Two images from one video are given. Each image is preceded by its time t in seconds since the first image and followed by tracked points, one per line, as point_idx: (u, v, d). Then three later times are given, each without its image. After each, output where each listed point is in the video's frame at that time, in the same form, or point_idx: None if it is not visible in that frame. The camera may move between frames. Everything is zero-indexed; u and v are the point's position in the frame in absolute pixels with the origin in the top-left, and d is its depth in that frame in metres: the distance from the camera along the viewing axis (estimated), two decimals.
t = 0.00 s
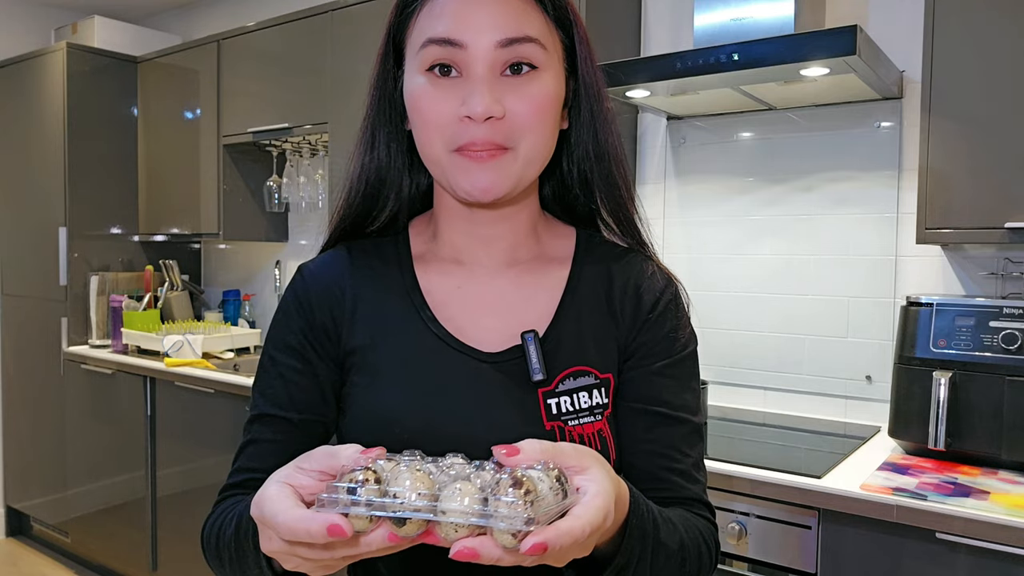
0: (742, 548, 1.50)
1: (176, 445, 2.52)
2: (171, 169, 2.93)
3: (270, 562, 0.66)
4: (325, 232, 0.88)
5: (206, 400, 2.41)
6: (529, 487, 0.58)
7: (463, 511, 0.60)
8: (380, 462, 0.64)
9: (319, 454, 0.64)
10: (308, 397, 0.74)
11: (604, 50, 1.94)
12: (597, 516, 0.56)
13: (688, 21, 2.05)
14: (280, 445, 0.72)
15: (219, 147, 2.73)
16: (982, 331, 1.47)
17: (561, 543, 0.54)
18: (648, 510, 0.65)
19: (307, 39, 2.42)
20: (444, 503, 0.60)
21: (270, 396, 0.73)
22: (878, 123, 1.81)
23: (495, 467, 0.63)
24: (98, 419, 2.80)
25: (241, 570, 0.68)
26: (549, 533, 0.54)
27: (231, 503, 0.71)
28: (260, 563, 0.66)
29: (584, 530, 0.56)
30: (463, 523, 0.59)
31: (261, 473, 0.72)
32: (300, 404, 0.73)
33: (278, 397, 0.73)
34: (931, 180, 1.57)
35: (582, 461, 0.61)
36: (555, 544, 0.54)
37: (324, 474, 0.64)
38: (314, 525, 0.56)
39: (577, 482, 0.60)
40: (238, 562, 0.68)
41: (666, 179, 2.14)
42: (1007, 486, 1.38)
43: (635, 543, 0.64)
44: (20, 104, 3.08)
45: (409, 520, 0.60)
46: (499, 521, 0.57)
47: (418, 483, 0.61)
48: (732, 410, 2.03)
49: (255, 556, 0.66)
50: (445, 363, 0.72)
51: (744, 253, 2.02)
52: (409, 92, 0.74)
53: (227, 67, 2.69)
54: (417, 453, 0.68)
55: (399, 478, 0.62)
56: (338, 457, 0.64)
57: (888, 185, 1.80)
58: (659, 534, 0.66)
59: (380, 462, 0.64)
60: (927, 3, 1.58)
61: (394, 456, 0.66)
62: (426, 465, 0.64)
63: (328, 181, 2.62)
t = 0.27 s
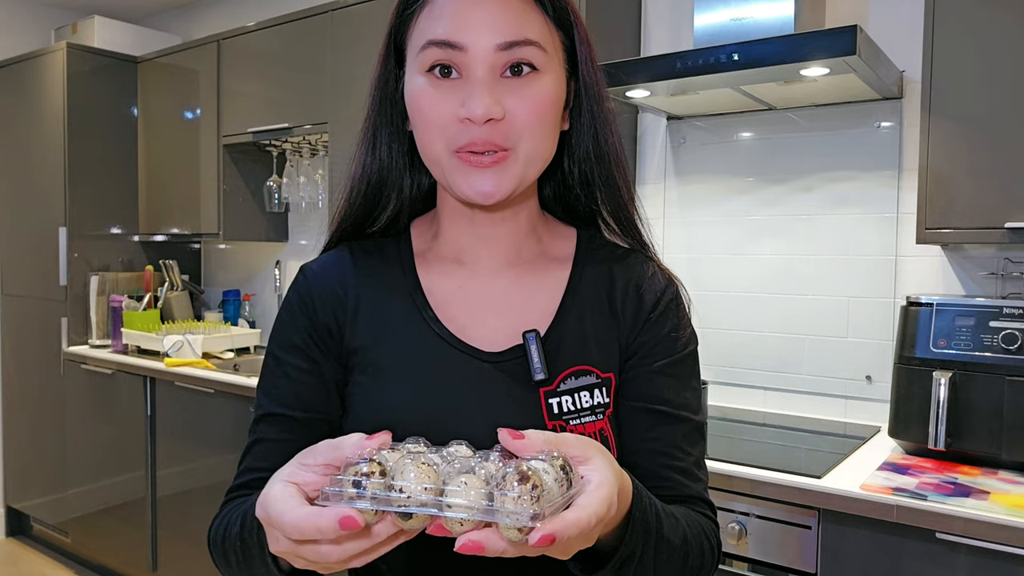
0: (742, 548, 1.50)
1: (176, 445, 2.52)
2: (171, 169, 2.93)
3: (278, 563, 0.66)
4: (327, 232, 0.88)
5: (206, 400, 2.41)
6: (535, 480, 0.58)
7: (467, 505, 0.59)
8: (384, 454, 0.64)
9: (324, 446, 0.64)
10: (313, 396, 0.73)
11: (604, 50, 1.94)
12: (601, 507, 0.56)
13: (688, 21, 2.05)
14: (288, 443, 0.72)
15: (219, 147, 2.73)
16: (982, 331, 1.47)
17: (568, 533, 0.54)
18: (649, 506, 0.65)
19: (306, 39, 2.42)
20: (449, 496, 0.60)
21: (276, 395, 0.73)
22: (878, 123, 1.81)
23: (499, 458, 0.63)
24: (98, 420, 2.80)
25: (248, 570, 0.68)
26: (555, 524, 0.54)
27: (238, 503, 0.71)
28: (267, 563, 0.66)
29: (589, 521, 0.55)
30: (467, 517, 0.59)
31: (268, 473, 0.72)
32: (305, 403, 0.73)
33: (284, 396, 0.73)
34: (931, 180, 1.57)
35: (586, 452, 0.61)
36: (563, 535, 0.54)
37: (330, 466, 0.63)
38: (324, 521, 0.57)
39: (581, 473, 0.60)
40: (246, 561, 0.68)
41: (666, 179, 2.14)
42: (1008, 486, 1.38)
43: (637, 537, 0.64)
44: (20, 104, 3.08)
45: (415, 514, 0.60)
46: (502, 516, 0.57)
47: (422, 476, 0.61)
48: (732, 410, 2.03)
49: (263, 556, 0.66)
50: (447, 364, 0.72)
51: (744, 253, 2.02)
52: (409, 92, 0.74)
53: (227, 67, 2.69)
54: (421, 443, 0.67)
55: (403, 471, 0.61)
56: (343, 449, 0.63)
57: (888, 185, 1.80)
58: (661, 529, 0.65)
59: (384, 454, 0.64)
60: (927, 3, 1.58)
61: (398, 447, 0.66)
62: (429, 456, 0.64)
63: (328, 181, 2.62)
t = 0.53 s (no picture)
0: (742, 548, 1.50)
1: (176, 445, 2.52)
2: (171, 169, 2.93)
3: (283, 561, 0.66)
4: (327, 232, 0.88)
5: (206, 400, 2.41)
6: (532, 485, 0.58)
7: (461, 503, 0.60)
8: (385, 452, 0.63)
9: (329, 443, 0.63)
10: (315, 395, 0.73)
11: (604, 50, 1.94)
12: (595, 514, 0.57)
13: (688, 21, 2.05)
14: (291, 442, 0.72)
15: (219, 147, 2.73)
16: (982, 332, 1.47)
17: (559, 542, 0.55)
18: (647, 506, 0.65)
19: (306, 39, 2.42)
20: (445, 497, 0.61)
21: (279, 395, 0.73)
22: (878, 123, 1.81)
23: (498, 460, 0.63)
24: (98, 420, 2.80)
25: (254, 568, 0.69)
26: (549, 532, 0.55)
27: (244, 503, 0.71)
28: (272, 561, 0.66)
29: (582, 530, 0.56)
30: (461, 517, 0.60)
31: (273, 472, 0.72)
32: (308, 402, 0.73)
33: (286, 395, 0.73)
34: (931, 181, 1.58)
35: (583, 457, 0.60)
36: (554, 539, 0.55)
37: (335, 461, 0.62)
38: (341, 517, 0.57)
39: (578, 478, 0.60)
40: (252, 560, 0.68)
41: (666, 179, 2.14)
42: (1008, 486, 1.38)
43: (635, 537, 0.64)
44: (20, 105, 3.08)
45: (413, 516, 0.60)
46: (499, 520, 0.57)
47: (420, 477, 0.61)
48: (732, 410, 2.03)
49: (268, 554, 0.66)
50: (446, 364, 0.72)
51: (744, 253, 2.02)
52: (409, 95, 0.74)
53: (227, 67, 2.69)
54: (422, 440, 0.67)
55: (402, 470, 0.62)
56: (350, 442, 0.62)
57: (888, 185, 1.80)
58: (658, 528, 0.65)
59: (385, 452, 0.63)
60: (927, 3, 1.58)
61: (399, 445, 0.66)
62: (428, 456, 0.65)
63: (328, 181, 2.62)
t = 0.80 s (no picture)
0: (742, 548, 1.49)
1: (176, 445, 2.52)
2: (171, 169, 2.93)
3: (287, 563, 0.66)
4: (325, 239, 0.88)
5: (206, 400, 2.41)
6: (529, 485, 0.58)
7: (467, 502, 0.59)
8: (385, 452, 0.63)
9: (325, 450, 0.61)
10: (317, 398, 0.73)
11: (604, 50, 1.94)
12: (575, 530, 0.58)
13: (688, 21, 2.05)
14: (294, 446, 0.72)
15: (219, 147, 2.73)
16: (982, 331, 1.47)
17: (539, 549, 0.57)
18: (633, 513, 0.66)
19: (306, 38, 2.42)
20: (449, 495, 0.60)
21: (281, 399, 0.73)
22: (878, 123, 1.81)
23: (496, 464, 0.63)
24: (98, 420, 2.80)
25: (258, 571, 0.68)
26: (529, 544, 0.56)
27: (248, 508, 0.71)
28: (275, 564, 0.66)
29: (563, 540, 0.58)
30: (464, 516, 0.59)
31: (275, 476, 0.71)
32: (310, 405, 0.73)
33: (289, 398, 0.72)
34: (931, 181, 1.58)
35: (572, 465, 0.61)
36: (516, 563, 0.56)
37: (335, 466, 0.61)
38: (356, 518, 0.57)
39: (569, 484, 0.61)
40: (256, 564, 0.68)
41: (666, 179, 2.14)
42: (1007, 486, 1.38)
43: (621, 541, 0.65)
44: (20, 105, 3.08)
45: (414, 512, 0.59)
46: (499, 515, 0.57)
47: (423, 475, 0.61)
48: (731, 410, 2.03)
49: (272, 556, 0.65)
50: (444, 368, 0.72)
51: (744, 253, 2.02)
52: (408, 103, 0.74)
53: (227, 66, 2.69)
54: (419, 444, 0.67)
55: (405, 468, 0.61)
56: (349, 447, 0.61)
57: (888, 185, 1.80)
58: (645, 533, 0.67)
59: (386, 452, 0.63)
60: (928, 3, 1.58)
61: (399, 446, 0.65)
62: (430, 457, 0.64)
63: (328, 182, 2.62)
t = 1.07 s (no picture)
0: (742, 548, 1.49)
1: (176, 446, 2.52)
2: (171, 169, 2.93)
3: None
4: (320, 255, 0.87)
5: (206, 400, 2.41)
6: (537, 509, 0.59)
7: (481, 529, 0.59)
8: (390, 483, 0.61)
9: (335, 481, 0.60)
10: (317, 417, 0.73)
11: (604, 49, 1.94)
12: (579, 543, 0.60)
13: (688, 21, 2.05)
14: (296, 465, 0.71)
15: (219, 147, 2.73)
16: (982, 331, 1.47)
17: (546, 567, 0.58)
18: (624, 526, 0.68)
19: (306, 38, 2.42)
20: (462, 525, 0.59)
21: (281, 418, 0.72)
22: (878, 123, 1.81)
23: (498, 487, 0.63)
24: (98, 420, 2.80)
25: None
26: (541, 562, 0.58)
27: (260, 527, 0.70)
28: None
29: (574, 553, 0.59)
30: (479, 544, 0.59)
31: (284, 492, 0.71)
32: (310, 424, 0.72)
33: (289, 418, 0.72)
34: (930, 181, 1.58)
35: (574, 483, 0.63)
36: None
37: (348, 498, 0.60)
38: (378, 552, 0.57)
39: (571, 501, 0.62)
40: None
41: (666, 179, 2.14)
42: (1007, 486, 1.38)
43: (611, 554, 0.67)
44: (19, 105, 3.08)
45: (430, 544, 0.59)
46: (511, 540, 0.58)
47: (433, 507, 0.60)
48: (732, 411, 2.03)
49: None
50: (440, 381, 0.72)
51: (744, 253, 2.02)
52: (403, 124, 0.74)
53: (227, 66, 2.69)
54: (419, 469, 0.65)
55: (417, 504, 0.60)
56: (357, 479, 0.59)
57: (888, 185, 1.80)
58: (636, 545, 0.68)
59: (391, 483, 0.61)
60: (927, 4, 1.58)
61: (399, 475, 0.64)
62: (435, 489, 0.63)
63: (328, 182, 2.62)
